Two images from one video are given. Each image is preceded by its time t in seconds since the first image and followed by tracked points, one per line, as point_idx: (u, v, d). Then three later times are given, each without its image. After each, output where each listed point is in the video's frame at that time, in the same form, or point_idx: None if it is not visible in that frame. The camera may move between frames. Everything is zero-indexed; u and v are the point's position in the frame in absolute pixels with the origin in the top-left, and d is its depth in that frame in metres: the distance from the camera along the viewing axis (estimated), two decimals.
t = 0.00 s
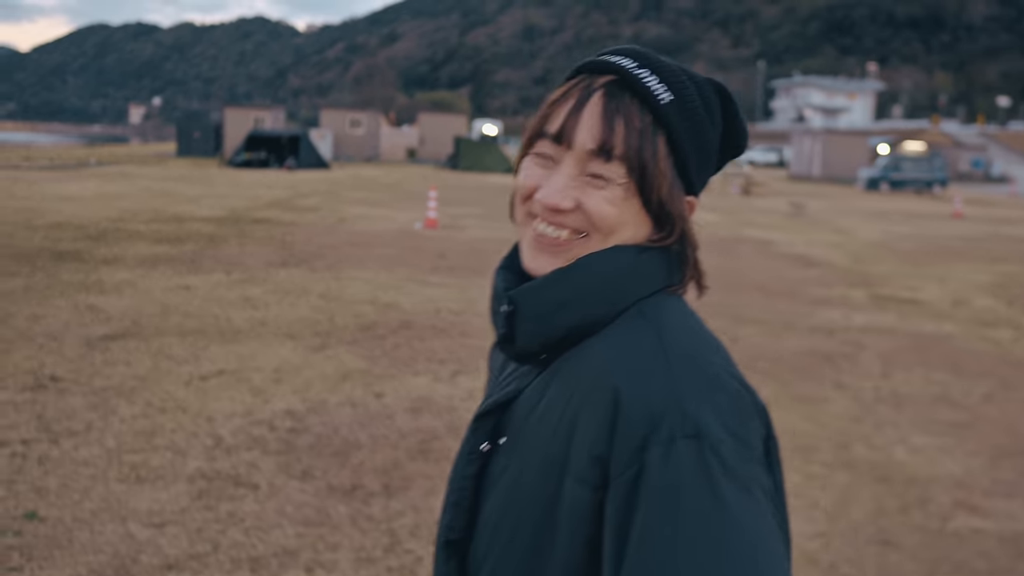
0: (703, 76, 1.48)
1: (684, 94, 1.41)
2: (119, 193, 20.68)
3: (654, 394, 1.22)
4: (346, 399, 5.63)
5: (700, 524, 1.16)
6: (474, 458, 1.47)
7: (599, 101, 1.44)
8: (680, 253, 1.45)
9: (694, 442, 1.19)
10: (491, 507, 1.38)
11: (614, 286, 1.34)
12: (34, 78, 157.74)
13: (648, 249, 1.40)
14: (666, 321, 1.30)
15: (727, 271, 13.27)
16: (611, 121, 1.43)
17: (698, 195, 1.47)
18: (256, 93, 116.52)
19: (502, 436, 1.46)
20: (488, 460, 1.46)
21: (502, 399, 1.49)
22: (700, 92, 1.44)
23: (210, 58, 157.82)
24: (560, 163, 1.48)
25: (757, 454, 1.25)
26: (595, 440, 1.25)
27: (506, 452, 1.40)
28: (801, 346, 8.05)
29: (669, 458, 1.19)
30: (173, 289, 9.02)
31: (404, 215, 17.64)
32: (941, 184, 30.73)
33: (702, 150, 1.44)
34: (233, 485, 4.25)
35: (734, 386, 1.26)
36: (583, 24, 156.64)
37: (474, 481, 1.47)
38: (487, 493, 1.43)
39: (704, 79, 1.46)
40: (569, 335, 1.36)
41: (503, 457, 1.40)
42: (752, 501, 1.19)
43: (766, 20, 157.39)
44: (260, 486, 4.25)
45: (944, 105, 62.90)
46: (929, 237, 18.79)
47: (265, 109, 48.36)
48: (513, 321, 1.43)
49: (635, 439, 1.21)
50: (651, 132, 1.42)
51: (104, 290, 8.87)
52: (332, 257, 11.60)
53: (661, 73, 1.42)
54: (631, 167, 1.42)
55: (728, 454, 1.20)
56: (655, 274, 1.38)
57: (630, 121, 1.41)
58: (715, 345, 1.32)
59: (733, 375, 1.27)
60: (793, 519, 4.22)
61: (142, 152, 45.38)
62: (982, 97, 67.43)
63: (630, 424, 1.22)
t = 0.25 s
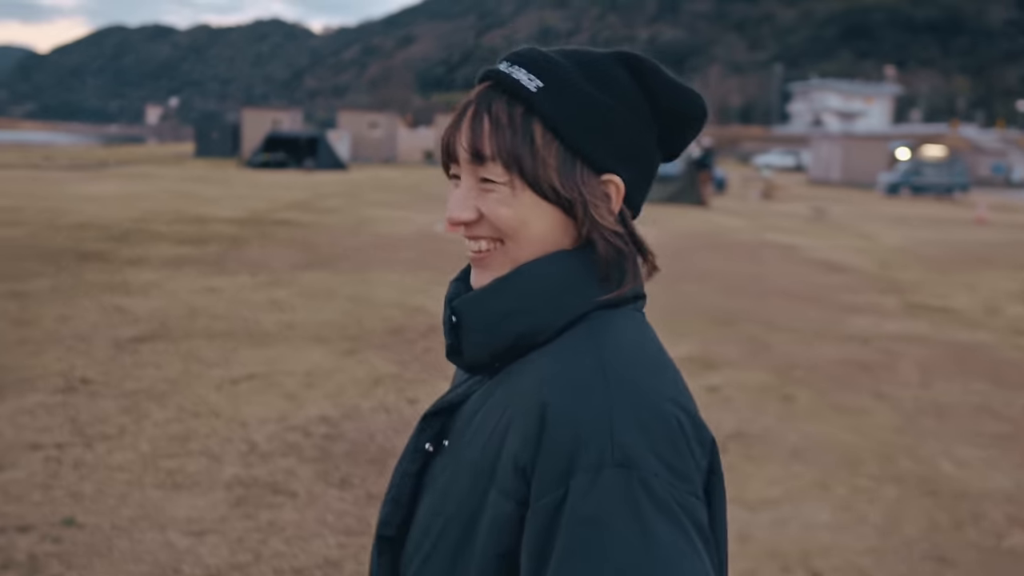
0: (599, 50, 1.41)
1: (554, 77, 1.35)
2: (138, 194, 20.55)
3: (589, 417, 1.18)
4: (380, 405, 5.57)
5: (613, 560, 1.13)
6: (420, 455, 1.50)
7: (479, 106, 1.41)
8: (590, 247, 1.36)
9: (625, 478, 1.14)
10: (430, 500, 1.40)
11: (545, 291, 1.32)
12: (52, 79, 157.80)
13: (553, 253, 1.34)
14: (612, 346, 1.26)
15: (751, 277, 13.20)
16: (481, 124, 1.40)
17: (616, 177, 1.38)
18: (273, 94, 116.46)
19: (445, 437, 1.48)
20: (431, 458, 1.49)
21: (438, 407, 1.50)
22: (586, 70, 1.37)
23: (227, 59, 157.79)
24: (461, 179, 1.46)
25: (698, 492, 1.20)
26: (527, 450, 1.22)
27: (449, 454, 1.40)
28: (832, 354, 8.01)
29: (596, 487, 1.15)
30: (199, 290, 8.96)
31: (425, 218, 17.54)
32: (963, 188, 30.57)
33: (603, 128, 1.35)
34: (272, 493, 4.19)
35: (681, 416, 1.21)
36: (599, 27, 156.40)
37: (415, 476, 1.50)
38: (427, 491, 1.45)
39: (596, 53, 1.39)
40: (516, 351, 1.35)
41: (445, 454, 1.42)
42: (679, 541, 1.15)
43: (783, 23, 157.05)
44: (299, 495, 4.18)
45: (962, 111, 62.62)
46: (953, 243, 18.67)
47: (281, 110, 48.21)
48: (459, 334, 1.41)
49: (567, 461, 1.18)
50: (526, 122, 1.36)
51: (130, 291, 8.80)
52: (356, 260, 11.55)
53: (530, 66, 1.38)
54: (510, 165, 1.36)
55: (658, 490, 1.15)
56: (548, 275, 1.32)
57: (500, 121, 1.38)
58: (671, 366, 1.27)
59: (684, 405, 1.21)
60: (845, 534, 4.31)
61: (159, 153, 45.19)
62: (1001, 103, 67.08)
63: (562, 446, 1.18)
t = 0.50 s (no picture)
0: (621, 19, 1.27)
1: (563, 47, 1.24)
2: (176, 192, 20.51)
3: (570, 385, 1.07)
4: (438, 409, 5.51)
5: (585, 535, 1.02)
6: (447, 423, 1.42)
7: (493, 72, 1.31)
8: (593, 224, 1.24)
9: (601, 449, 1.03)
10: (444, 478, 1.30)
11: (549, 266, 1.22)
12: (83, 77, 157.82)
13: (559, 227, 1.24)
14: (618, 317, 1.13)
15: (793, 283, 13.08)
16: (492, 92, 1.30)
17: (628, 154, 1.24)
18: (305, 94, 116.73)
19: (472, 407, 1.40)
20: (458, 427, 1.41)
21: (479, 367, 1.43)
22: (599, 43, 1.24)
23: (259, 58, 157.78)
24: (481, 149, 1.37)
25: (690, 471, 1.08)
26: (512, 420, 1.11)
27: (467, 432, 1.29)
28: (886, 362, 7.92)
29: (572, 458, 1.04)
30: (245, 290, 8.90)
31: (464, 220, 17.42)
32: (1003, 196, 30.30)
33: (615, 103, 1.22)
34: (336, 496, 4.14)
35: (673, 388, 1.08)
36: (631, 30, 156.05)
37: (438, 446, 1.42)
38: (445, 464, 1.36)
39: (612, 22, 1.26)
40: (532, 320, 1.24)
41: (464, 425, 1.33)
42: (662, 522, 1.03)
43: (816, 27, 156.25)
44: (364, 499, 4.13)
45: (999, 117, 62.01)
46: (996, 253, 18.49)
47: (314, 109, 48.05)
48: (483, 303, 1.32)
49: (545, 428, 1.07)
50: (532, 94, 1.25)
51: (177, 289, 8.75)
52: (398, 261, 11.49)
53: (544, 35, 1.26)
54: (514, 137, 1.26)
55: (641, 464, 1.03)
56: (548, 250, 1.22)
57: (508, 87, 1.27)
58: (677, 340, 1.14)
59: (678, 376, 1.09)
60: (922, 547, 4.33)
61: (192, 150, 45.17)
62: None
63: (541, 412, 1.07)
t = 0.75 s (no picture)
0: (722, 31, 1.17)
1: (664, 53, 1.13)
2: (238, 196, 20.55)
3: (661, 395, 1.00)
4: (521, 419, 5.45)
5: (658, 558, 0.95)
6: (529, 435, 1.36)
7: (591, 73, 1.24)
8: (687, 237, 1.13)
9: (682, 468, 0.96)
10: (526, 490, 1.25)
11: (635, 279, 1.12)
12: (138, 81, 157.81)
13: (650, 238, 1.14)
14: (713, 331, 1.06)
15: (857, 292, 12.88)
16: (591, 97, 1.21)
17: (728, 167, 1.12)
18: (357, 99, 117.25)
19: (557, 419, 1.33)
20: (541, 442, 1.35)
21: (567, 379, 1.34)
22: (699, 51, 1.13)
23: (311, 64, 157.69)
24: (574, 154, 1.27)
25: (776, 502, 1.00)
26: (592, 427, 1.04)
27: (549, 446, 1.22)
28: (965, 374, 7.76)
29: (650, 474, 0.98)
30: (316, 295, 8.85)
31: (525, 226, 17.34)
32: None
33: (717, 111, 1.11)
34: (431, 507, 4.09)
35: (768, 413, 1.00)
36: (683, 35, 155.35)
37: (522, 457, 1.36)
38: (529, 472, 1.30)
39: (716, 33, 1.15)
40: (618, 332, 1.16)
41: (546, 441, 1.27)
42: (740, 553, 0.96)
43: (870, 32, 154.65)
44: (459, 510, 4.07)
45: None
46: None
47: (368, 115, 47.85)
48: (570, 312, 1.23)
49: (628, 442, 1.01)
50: (632, 102, 1.15)
51: (249, 293, 8.73)
52: (464, 268, 11.42)
53: (647, 41, 1.17)
54: (611, 142, 1.17)
55: (725, 491, 0.96)
56: (630, 264, 1.12)
57: (608, 90, 1.18)
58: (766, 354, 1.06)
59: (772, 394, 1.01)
60: None
61: (247, 155, 45.32)
62: None
63: (627, 422, 1.01)
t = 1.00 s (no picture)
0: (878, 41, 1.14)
1: (834, 57, 1.09)
2: (333, 201, 20.65)
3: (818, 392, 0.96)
4: (635, 432, 5.35)
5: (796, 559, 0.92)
6: (660, 435, 1.33)
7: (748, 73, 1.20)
8: (852, 243, 1.09)
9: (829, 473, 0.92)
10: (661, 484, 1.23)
11: (788, 279, 1.07)
12: (233, 87, 157.84)
13: (808, 241, 1.10)
14: (861, 330, 1.01)
15: (963, 302, 12.50)
16: (750, 97, 1.18)
17: (888, 173, 1.11)
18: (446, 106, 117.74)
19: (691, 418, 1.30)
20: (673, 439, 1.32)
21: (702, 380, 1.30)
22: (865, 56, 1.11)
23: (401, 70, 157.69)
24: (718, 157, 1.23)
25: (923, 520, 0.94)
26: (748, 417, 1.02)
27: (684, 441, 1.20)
28: None
29: (797, 466, 0.94)
30: (419, 302, 8.83)
31: (620, 233, 17.17)
32: None
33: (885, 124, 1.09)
34: (551, 522, 4.01)
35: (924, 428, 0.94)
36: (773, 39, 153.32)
37: (652, 459, 1.34)
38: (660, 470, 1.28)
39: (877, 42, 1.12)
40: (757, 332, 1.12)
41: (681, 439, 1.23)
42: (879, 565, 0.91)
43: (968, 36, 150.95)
44: (579, 526, 4.00)
45: None
46: None
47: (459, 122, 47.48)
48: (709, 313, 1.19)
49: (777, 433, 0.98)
50: (800, 106, 1.12)
51: (352, 299, 8.73)
52: (563, 275, 11.32)
53: (806, 44, 1.14)
54: (777, 143, 1.13)
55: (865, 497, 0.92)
56: (779, 265, 1.08)
57: (775, 90, 1.14)
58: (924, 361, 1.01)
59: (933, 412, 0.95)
60: None
61: (338, 160, 45.59)
62: None
63: (777, 413, 0.98)
